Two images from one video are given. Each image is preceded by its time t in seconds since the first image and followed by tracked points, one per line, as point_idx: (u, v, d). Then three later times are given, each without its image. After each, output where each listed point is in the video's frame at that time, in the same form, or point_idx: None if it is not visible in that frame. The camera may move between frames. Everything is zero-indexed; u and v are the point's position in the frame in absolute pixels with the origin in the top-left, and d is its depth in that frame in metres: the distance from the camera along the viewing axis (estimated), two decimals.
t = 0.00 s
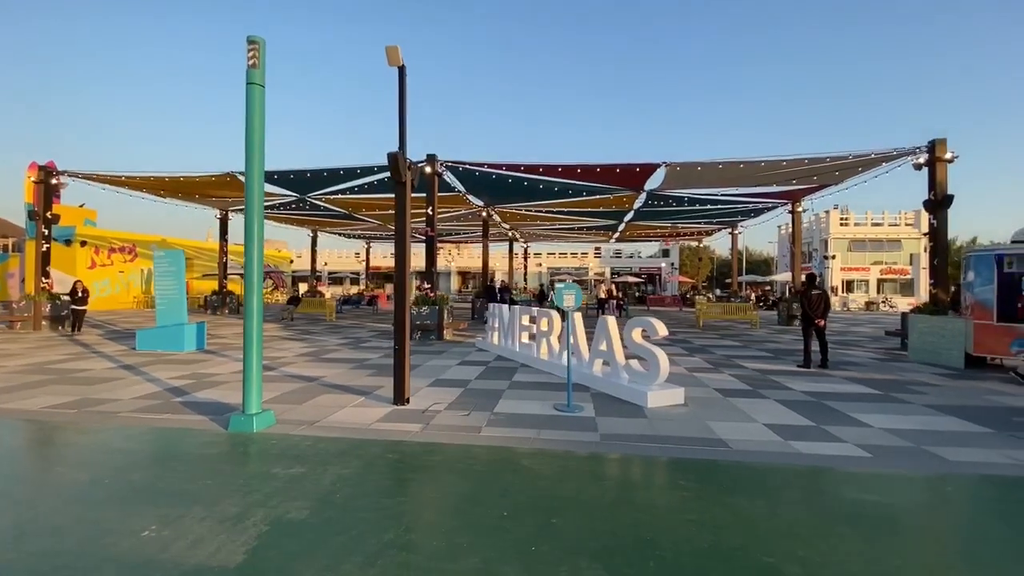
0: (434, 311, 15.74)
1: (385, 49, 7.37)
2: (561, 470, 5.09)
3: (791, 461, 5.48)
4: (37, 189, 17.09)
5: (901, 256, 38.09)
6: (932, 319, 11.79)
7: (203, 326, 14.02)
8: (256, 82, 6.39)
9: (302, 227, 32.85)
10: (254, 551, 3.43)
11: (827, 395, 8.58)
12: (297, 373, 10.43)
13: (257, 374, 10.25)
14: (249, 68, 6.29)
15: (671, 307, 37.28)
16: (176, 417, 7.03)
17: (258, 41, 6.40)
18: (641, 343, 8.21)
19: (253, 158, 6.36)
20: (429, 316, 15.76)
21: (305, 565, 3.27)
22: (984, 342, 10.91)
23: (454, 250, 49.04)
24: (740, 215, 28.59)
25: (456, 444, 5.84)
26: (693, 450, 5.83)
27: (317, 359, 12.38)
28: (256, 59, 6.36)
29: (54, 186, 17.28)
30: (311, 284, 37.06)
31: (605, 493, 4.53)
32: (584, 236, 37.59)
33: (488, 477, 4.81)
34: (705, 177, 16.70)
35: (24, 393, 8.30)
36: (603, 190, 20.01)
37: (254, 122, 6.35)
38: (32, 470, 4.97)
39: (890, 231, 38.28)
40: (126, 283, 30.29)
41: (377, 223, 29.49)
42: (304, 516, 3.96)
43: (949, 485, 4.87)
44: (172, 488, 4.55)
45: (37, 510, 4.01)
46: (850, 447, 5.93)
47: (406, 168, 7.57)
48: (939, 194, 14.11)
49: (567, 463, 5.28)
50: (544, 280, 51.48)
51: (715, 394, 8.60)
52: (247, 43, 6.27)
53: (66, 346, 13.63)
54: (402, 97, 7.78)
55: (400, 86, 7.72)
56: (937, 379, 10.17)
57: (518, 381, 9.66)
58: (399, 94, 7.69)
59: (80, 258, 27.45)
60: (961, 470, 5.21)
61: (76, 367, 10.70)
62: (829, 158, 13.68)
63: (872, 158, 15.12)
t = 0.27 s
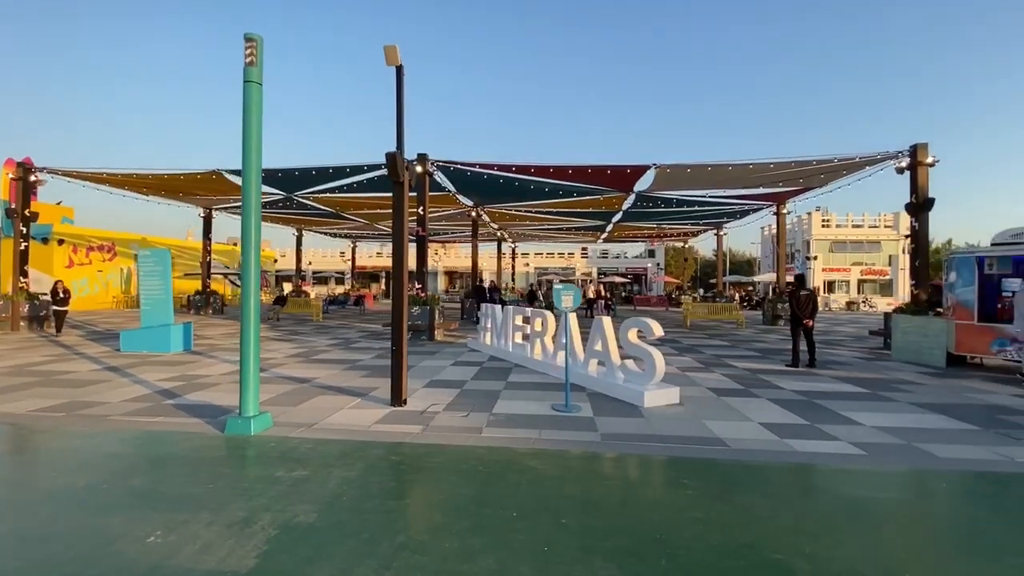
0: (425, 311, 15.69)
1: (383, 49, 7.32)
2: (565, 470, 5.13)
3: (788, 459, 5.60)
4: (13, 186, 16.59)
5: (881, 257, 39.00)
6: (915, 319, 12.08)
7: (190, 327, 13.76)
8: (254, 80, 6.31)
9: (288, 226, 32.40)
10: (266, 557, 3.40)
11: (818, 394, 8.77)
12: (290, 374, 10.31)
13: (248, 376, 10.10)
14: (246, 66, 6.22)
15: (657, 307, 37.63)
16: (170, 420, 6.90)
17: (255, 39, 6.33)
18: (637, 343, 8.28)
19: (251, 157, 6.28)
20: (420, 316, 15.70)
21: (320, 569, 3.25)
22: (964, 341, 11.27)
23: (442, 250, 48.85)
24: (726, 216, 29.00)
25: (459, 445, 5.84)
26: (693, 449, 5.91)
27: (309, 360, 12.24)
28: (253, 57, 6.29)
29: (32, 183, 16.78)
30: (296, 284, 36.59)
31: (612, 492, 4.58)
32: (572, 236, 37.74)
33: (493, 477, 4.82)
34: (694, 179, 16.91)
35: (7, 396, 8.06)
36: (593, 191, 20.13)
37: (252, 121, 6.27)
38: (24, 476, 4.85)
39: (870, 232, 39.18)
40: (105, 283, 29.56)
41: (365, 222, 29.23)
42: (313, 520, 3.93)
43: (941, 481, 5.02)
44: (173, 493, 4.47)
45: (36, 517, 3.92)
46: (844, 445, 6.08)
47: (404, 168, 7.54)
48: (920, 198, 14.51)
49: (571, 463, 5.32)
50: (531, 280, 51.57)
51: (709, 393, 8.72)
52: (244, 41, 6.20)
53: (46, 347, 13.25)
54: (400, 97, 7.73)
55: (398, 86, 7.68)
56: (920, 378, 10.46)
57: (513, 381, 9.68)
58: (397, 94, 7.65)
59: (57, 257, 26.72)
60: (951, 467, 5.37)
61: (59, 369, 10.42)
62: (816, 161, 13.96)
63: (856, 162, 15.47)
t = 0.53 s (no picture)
0: (415, 311, 15.59)
1: (378, 46, 7.23)
2: (568, 468, 5.13)
3: (784, 456, 5.70)
4: None
5: (859, 257, 39.95)
6: (897, 318, 12.38)
7: (173, 327, 13.45)
8: (246, 75, 6.18)
9: (271, 224, 31.85)
10: (273, 561, 3.34)
11: (806, 391, 8.94)
12: (279, 375, 10.15)
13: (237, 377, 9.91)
14: (239, 60, 6.09)
15: (643, 306, 37.94)
16: (158, 423, 6.73)
17: (248, 33, 6.20)
18: (631, 342, 8.33)
19: (243, 153, 6.15)
20: (410, 316, 15.60)
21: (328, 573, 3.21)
22: (944, 338, 11.57)
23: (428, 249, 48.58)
24: (711, 217, 29.38)
25: (458, 445, 5.81)
26: (690, 446, 5.97)
27: (298, 360, 12.06)
28: (246, 51, 6.16)
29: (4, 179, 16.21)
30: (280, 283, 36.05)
31: (615, 491, 4.61)
32: (559, 236, 37.86)
33: (496, 478, 4.80)
34: (682, 179, 17.07)
35: None
36: (582, 191, 20.20)
37: (244, 116, 6.14)
38: (9, 481, 4.67)
39: (849, 233, 40.09)
40: (81, 282, 28.74)
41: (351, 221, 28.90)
42: (317, 523, 3.88)
43: (931, 475, 5.16)
44: (170, 497, 4.36)
45: (28, 525, 3.79)
46: (836, 441, 6.21)
47: (399, 166, 7.47)
48: (900, 199, 14.89)
49: (572, 462, 5.32)
50: (518, 280, 51.60)
51: (701, 391, 8.83)
52: (237, 35, 6.07)
53: (22, 349, 12.82)
54: (394, 94, 7.65)
55: (392, 83, 7.60)
56: (903, 374, 10.74)
57: (507, 381, 9.67)
58: (391, 91, 7.57)
59: (30, 256, 25.89)
60: (939, 462, 5.52)
61: (37, 371, 10.09)
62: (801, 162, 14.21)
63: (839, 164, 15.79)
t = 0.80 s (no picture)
0: (405, 310, 15.44)
1: (374, 39, 7.10)
2: (572, 466, 5.10)
3: (783, 451, 5.75)
4: None
5: (839, 256, 40.82)
6: (881, 316, 12.70)
7: (156, 327, 13.10)
8: (240, 67, 6.03)
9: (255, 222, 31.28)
10: (280, 565, 3.24)
11: (798, 388, 9.06)
12: (269, 375, 9.94)
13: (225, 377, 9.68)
14: (232, 52, 5.93)
15: (629, 305, 38.21)
16: (147, 424, 6.52)
17: (242, 24, 6.05)
18: (627, 340, 8.34)
19: (237, 147, 6.00)
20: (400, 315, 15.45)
21: None
22: (927, 335, 11.82)
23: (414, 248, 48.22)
24: (697, 217, 29.70)
25: (459, 444, 5.74)
26: (691, 443, 6.00)
27: (287, 360, 11.84)
28: (240, 42, 6.00)
29: None
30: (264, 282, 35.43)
31: (622, 487, 4.59)
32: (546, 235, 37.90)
33: (501, 476, 4.75)
34: (672, 179, 17.19)
35: None
36: (572, 190, 20.22)
37: (238, 108, 5.99)
38: None
39: (830, 233, 40.93)
40: (55, 281, 27.86)
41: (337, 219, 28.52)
42: (322, 525, 3.78)
43: (927, 468, 5.25)
44: (166, 499, 4.22)
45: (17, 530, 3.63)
46: (832, 436, 6.29)
47: (395, 162, 7.37)
48: (883, 200, 15.22)
49: (575, 459, 5.30)
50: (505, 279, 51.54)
51: (696, 388, 8.88)
52: (230, 25, 5.91)
53: None
54: (390, 89, 7.53)
55: (388, 77, 7.48)
56: (889, 371, 10.96)
57: (502, 380, 9.62)
58: (387, 86, 7.45)
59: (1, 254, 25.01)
60: (934, 455, 5.62)
61: (14, 373, 9.72)
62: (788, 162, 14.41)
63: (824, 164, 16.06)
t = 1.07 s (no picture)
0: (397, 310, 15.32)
1: (373, 34, 6.96)
2: (580, 467, 5.07)
3: (785, 448, 5.81)
4: None
5: (822, 256, 41.58)
6: (868, 314, 12.94)
7: (142, 327, 12.79)
8: (236, 61, 5.87)
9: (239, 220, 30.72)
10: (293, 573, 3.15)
11: (792, 385, 9.17)
12: (261, 376, 9.75)
13: (216, 379, 9.46)
14: (229, 45, 5.77)
15: (618, 304, 38.42)
16: (139, 428, 6.34)
17: (238, 16, 5.89)
18: (626, 339, 8.34)
19: (233, 143, 5.84)
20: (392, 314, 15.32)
21: None
22: (914, 333, 12.03)
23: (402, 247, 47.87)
24: (686, 216, 29.94)
25: (463, 445, 5.68)
26: (694, 441, 6.01)
27: (278, 361, 11.64)
28: (236, 35, 5.84)
29: None
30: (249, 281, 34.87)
31: (631, 486, 4.58)
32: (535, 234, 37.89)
33: (509, 478, 4.71)
34: (664, 178, 17.28)
35: None
36: (563, 189, 20.20)
37: (235, 104, 5.84)
38: None
39: (813, 233, 41.65)
40: (31, 280, 27.05)
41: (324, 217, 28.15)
42: (333, 530, 3.70)
43: (926, 464, 5.34)
44: (167, 506, 4.10)
45: (14, 543, 3.48)
46: (831, 433, 6.37)
47: (394, 160, 7.26)
48: (870, 200, 15.49)
49: (582, 459, 5.28)
50: (493, 278, 51.43)
51: (693, 386, 8.94)
52: (227, 18, 5.75)
53: None
54: (389, 85, 7.38)
55: (387, 73, 7.35)
56: (878, 368, 11.16)
57: (499, 379, 9.58)
58: (386, 82, 7.33)
59: None
60: (930, 451, 5.73)
61: None
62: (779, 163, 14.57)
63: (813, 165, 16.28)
